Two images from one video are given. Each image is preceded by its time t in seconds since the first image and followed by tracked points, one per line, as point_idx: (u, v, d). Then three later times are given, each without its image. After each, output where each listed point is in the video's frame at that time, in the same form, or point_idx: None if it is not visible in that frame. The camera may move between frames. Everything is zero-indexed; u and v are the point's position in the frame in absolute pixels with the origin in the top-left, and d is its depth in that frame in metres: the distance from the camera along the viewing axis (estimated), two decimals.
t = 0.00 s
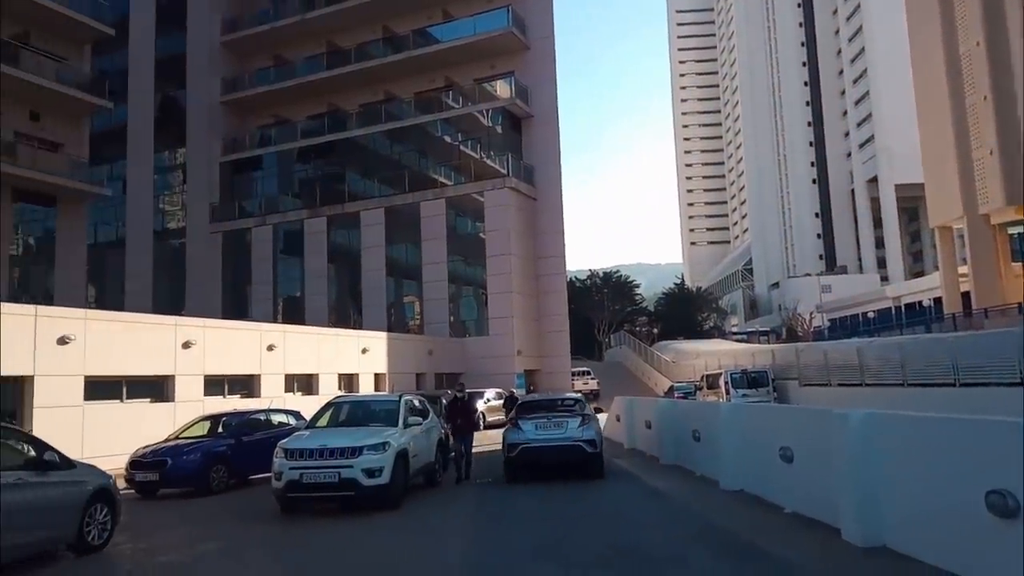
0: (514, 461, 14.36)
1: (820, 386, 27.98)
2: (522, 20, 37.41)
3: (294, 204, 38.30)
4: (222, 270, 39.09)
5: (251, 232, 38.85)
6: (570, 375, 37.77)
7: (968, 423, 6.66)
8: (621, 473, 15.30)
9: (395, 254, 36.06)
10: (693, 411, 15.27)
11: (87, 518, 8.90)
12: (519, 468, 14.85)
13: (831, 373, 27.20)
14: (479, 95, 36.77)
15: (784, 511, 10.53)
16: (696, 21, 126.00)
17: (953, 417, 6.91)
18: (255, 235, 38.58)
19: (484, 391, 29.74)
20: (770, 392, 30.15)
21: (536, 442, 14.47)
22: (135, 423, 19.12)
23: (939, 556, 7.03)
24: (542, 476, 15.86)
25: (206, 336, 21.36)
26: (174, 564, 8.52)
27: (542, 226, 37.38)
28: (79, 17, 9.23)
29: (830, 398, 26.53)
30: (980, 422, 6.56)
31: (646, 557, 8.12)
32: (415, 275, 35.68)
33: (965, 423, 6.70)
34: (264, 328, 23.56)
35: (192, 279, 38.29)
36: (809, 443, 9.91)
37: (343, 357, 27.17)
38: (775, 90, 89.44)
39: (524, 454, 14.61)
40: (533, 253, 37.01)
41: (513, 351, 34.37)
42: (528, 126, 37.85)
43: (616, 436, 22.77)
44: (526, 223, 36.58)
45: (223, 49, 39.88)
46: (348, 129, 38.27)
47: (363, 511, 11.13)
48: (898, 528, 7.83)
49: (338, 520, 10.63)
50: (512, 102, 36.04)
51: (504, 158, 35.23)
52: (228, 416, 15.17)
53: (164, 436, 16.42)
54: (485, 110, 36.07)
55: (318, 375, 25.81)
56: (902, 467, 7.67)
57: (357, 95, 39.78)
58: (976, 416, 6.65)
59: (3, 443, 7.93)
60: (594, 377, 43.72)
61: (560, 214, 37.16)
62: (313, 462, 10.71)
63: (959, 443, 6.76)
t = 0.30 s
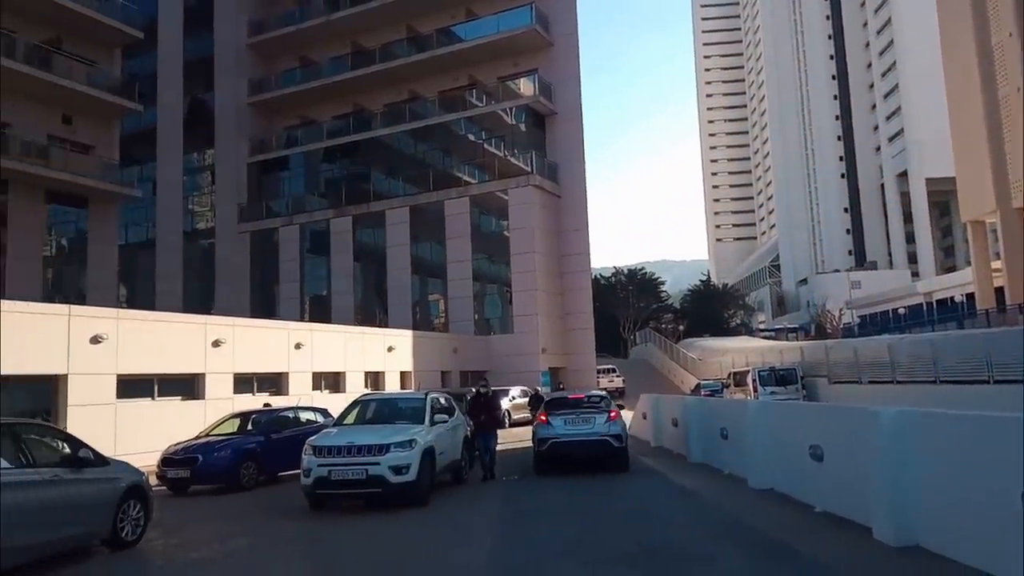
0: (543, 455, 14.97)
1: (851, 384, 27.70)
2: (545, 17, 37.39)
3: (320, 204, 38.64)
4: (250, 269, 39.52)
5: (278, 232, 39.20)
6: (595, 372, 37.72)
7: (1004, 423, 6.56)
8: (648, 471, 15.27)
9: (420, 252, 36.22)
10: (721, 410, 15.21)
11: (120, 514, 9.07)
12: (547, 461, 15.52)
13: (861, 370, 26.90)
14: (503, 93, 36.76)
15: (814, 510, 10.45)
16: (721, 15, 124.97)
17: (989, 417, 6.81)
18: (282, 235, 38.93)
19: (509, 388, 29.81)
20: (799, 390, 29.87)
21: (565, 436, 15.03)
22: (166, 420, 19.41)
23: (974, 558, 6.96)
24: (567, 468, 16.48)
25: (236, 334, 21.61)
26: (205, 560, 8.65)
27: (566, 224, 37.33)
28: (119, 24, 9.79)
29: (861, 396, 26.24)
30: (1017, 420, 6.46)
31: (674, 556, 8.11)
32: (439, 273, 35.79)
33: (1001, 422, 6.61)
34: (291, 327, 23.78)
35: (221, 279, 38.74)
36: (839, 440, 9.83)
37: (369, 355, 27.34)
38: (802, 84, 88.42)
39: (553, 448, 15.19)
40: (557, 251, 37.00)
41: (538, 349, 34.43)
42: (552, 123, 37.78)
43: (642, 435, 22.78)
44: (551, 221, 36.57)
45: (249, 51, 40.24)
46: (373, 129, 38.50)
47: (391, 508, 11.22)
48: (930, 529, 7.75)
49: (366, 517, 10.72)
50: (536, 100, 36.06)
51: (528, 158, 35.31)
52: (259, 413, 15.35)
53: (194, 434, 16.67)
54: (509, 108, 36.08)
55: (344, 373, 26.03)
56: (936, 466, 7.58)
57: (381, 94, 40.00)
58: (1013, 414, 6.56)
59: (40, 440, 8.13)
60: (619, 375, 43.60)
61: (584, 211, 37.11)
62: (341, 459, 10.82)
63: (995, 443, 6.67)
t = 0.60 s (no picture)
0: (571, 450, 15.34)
1: (880, 381, 27.42)
2: (568, 14, 37.35)
3: (345, 203, 38.93)
4: (276, 268, 39.91)
5: (303, 231, 39.56)
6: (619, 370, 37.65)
7: None
8: (673, 469, 15.21)
9: (444, 250, 36.38)
10: (748, 407, 15.17)
11: (153, 510, 9.25)
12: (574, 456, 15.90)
13: (891, 367, 26.62)
14: (526, 90, 36.85)
15: (844, 508, 10.40)
16: (745, 9, 123.92)
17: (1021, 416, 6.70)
18: (307, 234, 39.29)
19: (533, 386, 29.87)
20: (827, 387, 29.62)
21: (593, 431, 15.45)
22: (195, 418, 19.65)
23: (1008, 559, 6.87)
24: (590, 463, 16.85)
25: (263, 333, 21.86)
26: (235, 555, 8.79)
27: (590, 221, 37.28)
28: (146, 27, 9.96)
29: (890, 393, 25.98)
30: None
31: (701, 554, 8.12)
32: (463, 271, 35.90)
33: None
34: (318, 326, 24.02)
35: (248, 278, 39.20)
36: (869, 438, 9.74)
37: (393, 353, 27.49)
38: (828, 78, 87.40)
39: (580, 443, 15.57)
40: (581, 249, 36.97)
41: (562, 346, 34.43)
42: (575, 120, 37.73)
43: (668, 432, 22.78)
44: (575, 218, 36.54)
45: (274, 52, 40.61)
46: (397, 128, 38.74)
47: (418, 505, 11.33)
48: (963, 528, 7.68)
49: (393, 513, 10.83)
50: (559, 97, 36.05)
51: (551, 155, 35.27)
52: (287, 411, 15.51)
53: (224, 432, 16.94)
54: (532, 105, 36.04)
55: (370, 371, 26.24)
56: (969, 466, 7.48)
57: (404, 93, 40.16)
58: None
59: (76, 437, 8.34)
60: (644, 372, 43.50)
61: (608, 209, 37.04)
62: (368, 456, 10.94)
63: None
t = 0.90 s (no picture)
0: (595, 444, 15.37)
1: (909, 378, 27.09)
2: (590, 10, 37.23)
3: (368, 202, 39.13)
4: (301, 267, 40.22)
5: (328, 230, 39.80)
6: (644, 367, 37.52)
7: None
8: (699, 467, 15.14)
9: (467, 249, 36.47)
10: (775, 405, 15.07)
11: (181, 507, 9.35)
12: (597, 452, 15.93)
13: (920, 363, 26.28)
14: (547, 87, 36.79)
15: (873, 506, 10.30)
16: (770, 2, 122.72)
17: None
18: (331, 233, 39.53)
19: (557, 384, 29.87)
20: (855, 383, 29.30)
21: (617, 426, 15.46)
22: (223, 416, 19.89)
23: None
24: (614, 459, 16.82)
25: (289, 332, 22.05)
26: (262, 552, 8.88)
27: (613, 218, 37.18)
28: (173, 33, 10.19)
29: (920, 389, 25.66)
30: None
31: (726, 553, 8.09)
32: (485, 269, 35.94)
33: None
34: (343, 324, 24.17)
35: (273, 277, 39.55)
36: (899, 435, 9.63)
37: (417, 350, 27.60)
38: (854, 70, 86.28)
39: (605, 438, 15.57)
40: (604, 246, 36.88)
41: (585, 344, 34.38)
42: (598, 116, 37.66)
43: (693, 430, 22.72)
44: (598, 215, 36.45)
45: (297, 53, 40.89)
46: (419, 127, 38.90)
47: (444, 502, 11.38)
48: (995, 526, 7.58)
49: (418, 511, 10.88)
50: (581, 93, 35.95)
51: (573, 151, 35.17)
52: (313, 408, 15.63)
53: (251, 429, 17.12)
54: (554, 102, 36.19)
55: (394, 369, 26.39)
56: (1000, 463, 7.37)
57: (427, 92, 40.27)
58: None
59: (106, 435, 8.46)
60: (669, 369, 43.33)
61: (631, 205, 36.91)
62: (393, 454, 11.00)
63: None
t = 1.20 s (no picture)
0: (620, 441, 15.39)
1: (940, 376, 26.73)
2: (612, 7, 37.09)
3: (392, 202, 39.32)
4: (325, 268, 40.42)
5: (351, 230, 40.05)
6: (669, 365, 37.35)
7: None
8: (726, 465, 15.06)
9: (490, 248, 36.54)
10: (803, 403, 14.95)
11: (211, 505, 9.50)
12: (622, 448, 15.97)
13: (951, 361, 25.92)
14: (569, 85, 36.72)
15: (904, 506, 10.21)
16: None
17: None
18: (355, 234, 39.79)
19: (581, 382, 29.87)
20: (884, 381, 28.95)
21: (642, 423, 15.49)
22: (250, 415, 20.08)
23: None
24: (640, 455, 16.83)
25: (315, 332, 22.27)
26: (292, 549, 8.99)
27: (636, 216, 37.05)
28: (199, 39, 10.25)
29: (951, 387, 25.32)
30: None
31: (754, 552, 8.05)
32: (508, 268, 36.00)
33: None
34: (367, 324, 24.32)
35: (299, 278, 39.87)
36: (930, 434, 9.52)
37: (442, 349, 27.72)
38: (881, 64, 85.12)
39: (629, 434, 15.60)
40: (628, 244, 36.78)
41: (608, 342, 34.32)
42: (620, 114, 37.56)
43: (718, 429, 22.64)
44: (621, 213, 36.35)
45: (321, 54, 41.20)
46: (442, 127, 38.86)
47: (469, 500, 11.43)
48: None
49: (444, 510, 10.94)
50: (603, 91, 35.82)
51: (597, 149, 35.08)
52: (338, 408, 15.77)
53: (277, 429, 17.31)
54: (576, 100, 35.96)
55: (419, 368, 26.54)
56: None
57: (449, 92, 40.41)
58: None
59: (137, 434, 8.60)
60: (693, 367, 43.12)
61: (655, 202, 36.74)
62: (420, 452, 11.08)
63: None
